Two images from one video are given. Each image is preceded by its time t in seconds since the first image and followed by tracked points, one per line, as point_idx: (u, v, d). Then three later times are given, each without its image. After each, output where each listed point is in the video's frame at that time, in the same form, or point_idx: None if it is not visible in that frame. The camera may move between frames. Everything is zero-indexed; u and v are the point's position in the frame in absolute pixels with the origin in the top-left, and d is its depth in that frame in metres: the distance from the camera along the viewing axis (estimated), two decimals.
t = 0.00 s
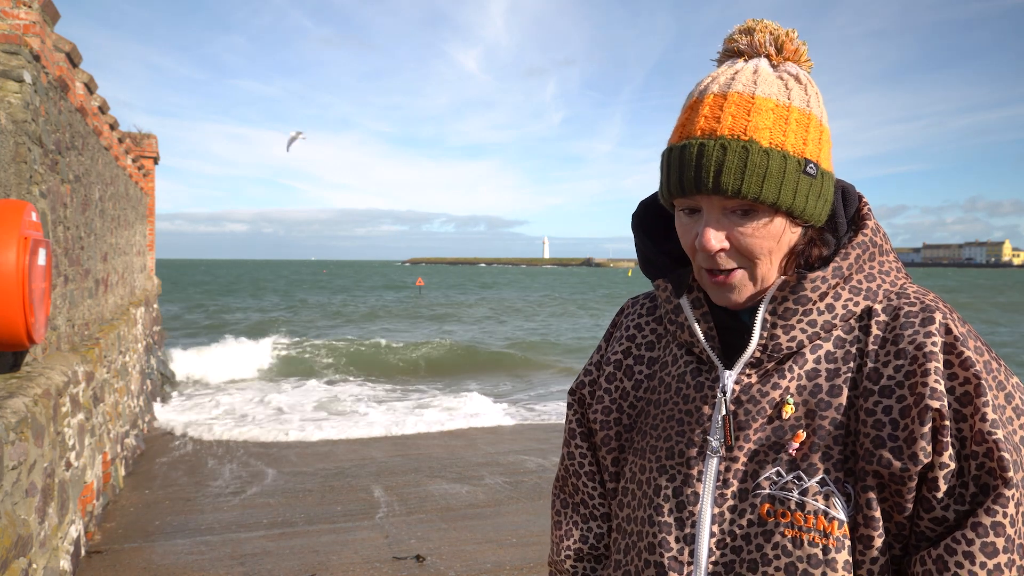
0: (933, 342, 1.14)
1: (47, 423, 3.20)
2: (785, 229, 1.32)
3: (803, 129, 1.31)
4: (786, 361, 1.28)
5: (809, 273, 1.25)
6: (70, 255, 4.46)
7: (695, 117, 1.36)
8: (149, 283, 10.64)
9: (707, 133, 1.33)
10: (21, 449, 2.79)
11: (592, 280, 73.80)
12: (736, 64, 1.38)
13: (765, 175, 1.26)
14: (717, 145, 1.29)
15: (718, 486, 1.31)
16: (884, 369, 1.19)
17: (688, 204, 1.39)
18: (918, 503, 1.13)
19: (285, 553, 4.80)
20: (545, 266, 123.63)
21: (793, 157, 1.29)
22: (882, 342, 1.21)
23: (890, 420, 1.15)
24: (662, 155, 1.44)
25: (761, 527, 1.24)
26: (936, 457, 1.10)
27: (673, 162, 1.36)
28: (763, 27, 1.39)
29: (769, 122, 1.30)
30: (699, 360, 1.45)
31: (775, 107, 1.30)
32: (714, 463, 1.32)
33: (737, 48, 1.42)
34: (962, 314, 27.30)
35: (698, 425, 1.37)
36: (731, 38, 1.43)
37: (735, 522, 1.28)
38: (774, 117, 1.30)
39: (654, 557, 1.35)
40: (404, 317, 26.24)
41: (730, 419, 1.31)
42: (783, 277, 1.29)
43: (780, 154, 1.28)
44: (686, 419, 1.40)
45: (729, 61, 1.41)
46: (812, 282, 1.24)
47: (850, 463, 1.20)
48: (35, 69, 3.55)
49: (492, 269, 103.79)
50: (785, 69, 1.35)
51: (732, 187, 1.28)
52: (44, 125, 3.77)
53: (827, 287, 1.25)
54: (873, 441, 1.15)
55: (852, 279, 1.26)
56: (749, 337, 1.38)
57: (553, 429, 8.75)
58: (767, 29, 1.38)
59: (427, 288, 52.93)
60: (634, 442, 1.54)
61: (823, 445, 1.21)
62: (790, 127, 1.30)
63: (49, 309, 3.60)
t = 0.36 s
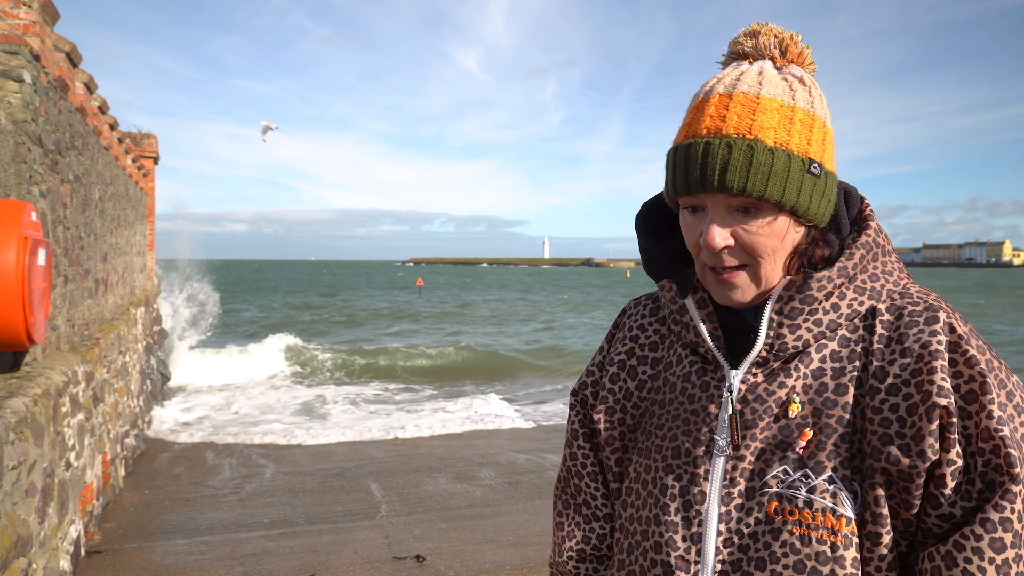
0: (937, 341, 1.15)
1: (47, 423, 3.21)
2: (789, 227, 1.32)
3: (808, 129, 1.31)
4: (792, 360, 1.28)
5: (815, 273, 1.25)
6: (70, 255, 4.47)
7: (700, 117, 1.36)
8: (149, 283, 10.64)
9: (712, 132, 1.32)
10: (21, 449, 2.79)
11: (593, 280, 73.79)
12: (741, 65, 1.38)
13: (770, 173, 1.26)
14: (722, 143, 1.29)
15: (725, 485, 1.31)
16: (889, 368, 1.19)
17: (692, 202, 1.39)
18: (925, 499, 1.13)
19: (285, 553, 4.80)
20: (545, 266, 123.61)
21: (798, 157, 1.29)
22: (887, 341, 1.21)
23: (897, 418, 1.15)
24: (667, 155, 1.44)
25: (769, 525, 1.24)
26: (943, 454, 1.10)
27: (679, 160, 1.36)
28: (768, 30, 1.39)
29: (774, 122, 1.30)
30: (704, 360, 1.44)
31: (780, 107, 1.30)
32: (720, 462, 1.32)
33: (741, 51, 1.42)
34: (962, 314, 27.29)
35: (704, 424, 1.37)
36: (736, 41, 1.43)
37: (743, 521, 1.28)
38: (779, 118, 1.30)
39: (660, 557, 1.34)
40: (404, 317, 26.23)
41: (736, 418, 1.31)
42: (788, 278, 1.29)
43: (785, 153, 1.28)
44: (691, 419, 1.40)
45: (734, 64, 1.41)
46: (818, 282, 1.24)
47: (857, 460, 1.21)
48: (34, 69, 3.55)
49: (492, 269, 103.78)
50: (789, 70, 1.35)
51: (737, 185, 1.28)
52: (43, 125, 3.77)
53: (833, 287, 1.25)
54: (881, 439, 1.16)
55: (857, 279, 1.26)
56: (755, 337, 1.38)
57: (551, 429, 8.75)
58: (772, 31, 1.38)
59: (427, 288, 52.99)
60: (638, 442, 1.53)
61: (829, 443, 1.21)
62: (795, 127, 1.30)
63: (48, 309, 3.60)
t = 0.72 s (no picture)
0: (935, 341, 1.14)
1: (47, 423, 3.21)
2: (787, 227, 1.32)
3: (806, 131, 1.31)
4: (790, 359, 1.28)
5: (813, 273, 1.25)
6: (70, 255, 4.47)
7: (700, 117, 1.36)
8: (149, 284, 10.64)
9: (710, 133, 1.32)
10: (21, 449, 2.79)
11: (593, 280, 73.79)
12: (741, 67, 1.38)
13: (767, 174, 1.26)
14: (720, 143, 1.29)
15: (723, 484, 1.31)
16: (887, 368, 1.18)
17: (691, 202, 1.39)
18: (921, 499, 1.13)
19: (285, 553, 4.80)
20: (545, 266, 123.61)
21: (796, 157, 1.29)
22: (885, 341, 1.21)
23: (893, 417, 1.15)
24: (667, 156, 1.44)
25: (766, 523, 1.24)
26: (939, 453, 1.10)
27: (677, 161, 1.36)
28: (769, 31, 1.39)
29: (772, 123, 1.30)
30: (703, 360, 1.44)
31: (778, 108, 1.30)
32: (718, 461, 1.32)
33: (742, 52, 1.42)
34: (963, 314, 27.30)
35: (703, 423, 1.37)
36: (737, 42, 1.43)
37: (740, 519, 1.28)
38: (777, 118, 1.30)
39: (658, 554, 1.34)
40: (404, 317, 26.24)
41: (734, 417, 1.31)
42: (787, 278, 1.29)
43: (782, 154, 1.28)
44: (690, 417, 1.40)
45: (735, 65, 1.41)
46: (816, 281, 1.24)
47: (854, 460, 1.20)
48: (35, 69, 3.55)
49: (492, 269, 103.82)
50: (789, 71, 1.34)
51: (734, 185, 1.28)
52: (44, 125, 3.77)
53: (831, 287, 1.25)
54: (877, 438, 1.15)
55: (854, 279, 1.26)
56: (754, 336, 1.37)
57: (552, 430, 8.76)
58: (773, 33, 1.38)
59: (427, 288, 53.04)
60: (638, 440, 1.53)
61: (826, 442, 1.21)
62: (793, 129, 1.30)
63: (48, 309, 3.60)
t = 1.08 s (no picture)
0: (934, 342, 1.14)
1: (47, 423, 3.21)
2: (785, 228, 1.32)
3: (804, 132, 1.31)
4: (790, 359, 1.28)
5: (814, 274, 1.25)
6: (70, 255, 4.46)
7: (699, 117, 1.36)
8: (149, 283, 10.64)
9: (709, 133, 1.33)
10: (21, 449, 2.79)
11: (593, 280, 73.79)
12: (741, 69, 1.38)
13: (763, 174, 1.26)
14: (717, 143, 1.29)
15: (722, 481, 1.31)
16: (886, 368, 1.18)
17: (690, 202, 1.39)
18: (919, 499, 1.13)
19: (285, 553, 4.80)
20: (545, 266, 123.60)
21: (793, 157, 1.29)
22: (885, 342, 1.21)
23: (892, 417, 1.15)
24: (668, 155, 1.44)
25: (764, 521, 1.24)
26: (937, 453, 1.10)
27: (677, 161, 1.37)
28: (772, 34, 1.38)
29: (769, 123, 1.29)
30: (704, 359, 1.44)
31: (776, 109, 1.30)
32: (718, 458, 1.32)
33: (745, 54, 1.42)
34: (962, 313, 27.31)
35: (703, 421, 1.37)
36: (742, 44, 1.43)
37: (738, 516, 1.28)
38: (775, 119, 1.30)
39: (657, 550, 1.34)
40: (404, 317, 26.23)
41: (734, 415, 1.31)
42: (787, 279, 1.29)
43: (779, 154, 1.28)
44: (691, 415, 1.40)
45: (738, 67, 1.41)
46: (816, 282, 1.24)
47: (852, 459, 1.20)
48: (34, 69, 3.55)
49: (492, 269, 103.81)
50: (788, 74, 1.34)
51: (730, 184, 1.28)
52: (43, 125, 3.76)
53: (831, 287, 1.25)
54: (875, 438, 1.15)
55: (856, 280, 1.26)
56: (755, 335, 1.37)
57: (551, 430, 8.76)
58: (776, 35, 1.38)
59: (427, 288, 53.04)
60: (639, 438, 1.53)
61: (825, 441, 1.21)
62: (790, 130, 1.30)
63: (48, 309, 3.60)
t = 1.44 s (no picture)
0: (933, 341, 1.14)
1: (47, 423, 3.20)
2: (809, 221, 1.33)
3: (822, 127, 1.32)
4: (792, 358, 1.28)
5: (816, 273, 1.26)
6: (70, 255, 4.46)
7: (720, 115, 1.34)
8: (149, 283, 10.64)
9: (733, 129, 1.31)
10: (21, 449, 2.79)
11: (593, 280, 73.82)
12: (747, 69, 1.37)
13: (794, 166, 1.27)
14: (746, 137, 1.28)
15: (721, 478, 1.31)
16: (885, 367, 1.18)
17: (710, 200, 1.37)
18: (912, 497, 1.13)
19: (285, 553, 4.80)
20: (545, 266, 123.59)
21: (817, 151, 1.29)
22: (885, 341, 1.21)
23: (888, 415, 1.15)
24: (683, 156, 1.41)
25: (760, 517, 1.24)
26: (931, 451, 1.10)
27: (699, 159, 1.34)
28: (771, 37, 1.39)
29: (793, 118, 1.30)
30: (707, 357, 1.45)
31: (798, 104, 1.30)
32: (718, 455, 1.32)
33: (744, 57, 1.42)
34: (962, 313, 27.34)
35: (704, 418, 1.37)
36: (739, 48, 1.43)
37: (736, 512, 1.28)
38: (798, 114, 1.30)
39: (655, 545, 1.34)
40: (405, 317, 26.23)
41: (735, 413, 1.31)
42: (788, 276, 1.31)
43: (806, 147, 1.28)
44: (692, 412, 1.40)
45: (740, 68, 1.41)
46: (819, 281, 1.25)
47: (850, 458, 1.20)
48: (35, 69, 3.55)
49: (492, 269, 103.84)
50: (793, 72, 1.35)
51: (762, 177, 1.27)
52: (44, 125, 3.76)
53: (833, 287, 1.25)
54: (870, 436, 1.16)
55: (858, 280, 1.26)
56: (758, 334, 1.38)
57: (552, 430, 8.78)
58: (774, 39, 1.39)
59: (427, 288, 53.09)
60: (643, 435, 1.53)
61: (823, 438, 1.22)
62: (812, 124, 1.30)
63: (49, 309, 3.59)
